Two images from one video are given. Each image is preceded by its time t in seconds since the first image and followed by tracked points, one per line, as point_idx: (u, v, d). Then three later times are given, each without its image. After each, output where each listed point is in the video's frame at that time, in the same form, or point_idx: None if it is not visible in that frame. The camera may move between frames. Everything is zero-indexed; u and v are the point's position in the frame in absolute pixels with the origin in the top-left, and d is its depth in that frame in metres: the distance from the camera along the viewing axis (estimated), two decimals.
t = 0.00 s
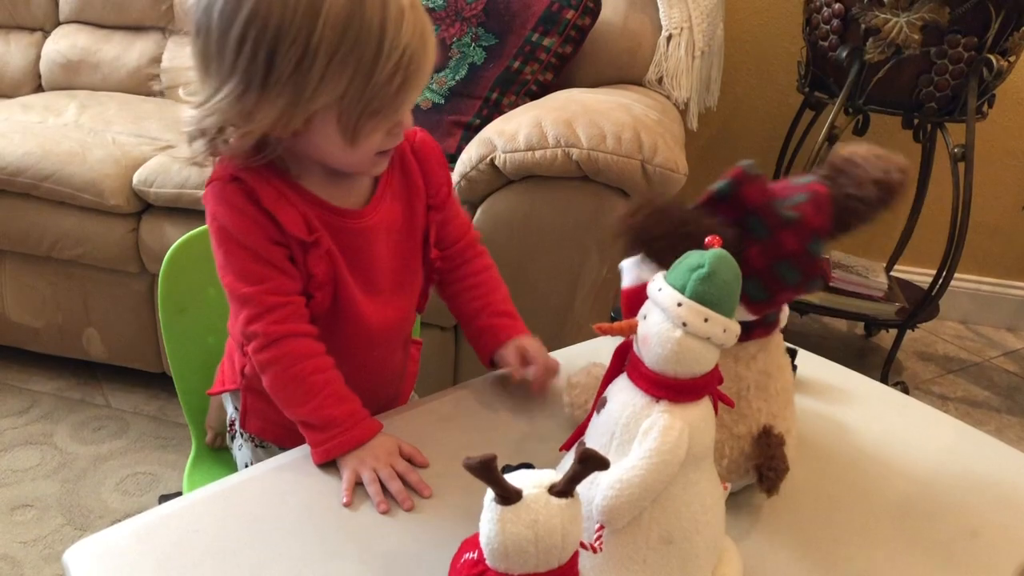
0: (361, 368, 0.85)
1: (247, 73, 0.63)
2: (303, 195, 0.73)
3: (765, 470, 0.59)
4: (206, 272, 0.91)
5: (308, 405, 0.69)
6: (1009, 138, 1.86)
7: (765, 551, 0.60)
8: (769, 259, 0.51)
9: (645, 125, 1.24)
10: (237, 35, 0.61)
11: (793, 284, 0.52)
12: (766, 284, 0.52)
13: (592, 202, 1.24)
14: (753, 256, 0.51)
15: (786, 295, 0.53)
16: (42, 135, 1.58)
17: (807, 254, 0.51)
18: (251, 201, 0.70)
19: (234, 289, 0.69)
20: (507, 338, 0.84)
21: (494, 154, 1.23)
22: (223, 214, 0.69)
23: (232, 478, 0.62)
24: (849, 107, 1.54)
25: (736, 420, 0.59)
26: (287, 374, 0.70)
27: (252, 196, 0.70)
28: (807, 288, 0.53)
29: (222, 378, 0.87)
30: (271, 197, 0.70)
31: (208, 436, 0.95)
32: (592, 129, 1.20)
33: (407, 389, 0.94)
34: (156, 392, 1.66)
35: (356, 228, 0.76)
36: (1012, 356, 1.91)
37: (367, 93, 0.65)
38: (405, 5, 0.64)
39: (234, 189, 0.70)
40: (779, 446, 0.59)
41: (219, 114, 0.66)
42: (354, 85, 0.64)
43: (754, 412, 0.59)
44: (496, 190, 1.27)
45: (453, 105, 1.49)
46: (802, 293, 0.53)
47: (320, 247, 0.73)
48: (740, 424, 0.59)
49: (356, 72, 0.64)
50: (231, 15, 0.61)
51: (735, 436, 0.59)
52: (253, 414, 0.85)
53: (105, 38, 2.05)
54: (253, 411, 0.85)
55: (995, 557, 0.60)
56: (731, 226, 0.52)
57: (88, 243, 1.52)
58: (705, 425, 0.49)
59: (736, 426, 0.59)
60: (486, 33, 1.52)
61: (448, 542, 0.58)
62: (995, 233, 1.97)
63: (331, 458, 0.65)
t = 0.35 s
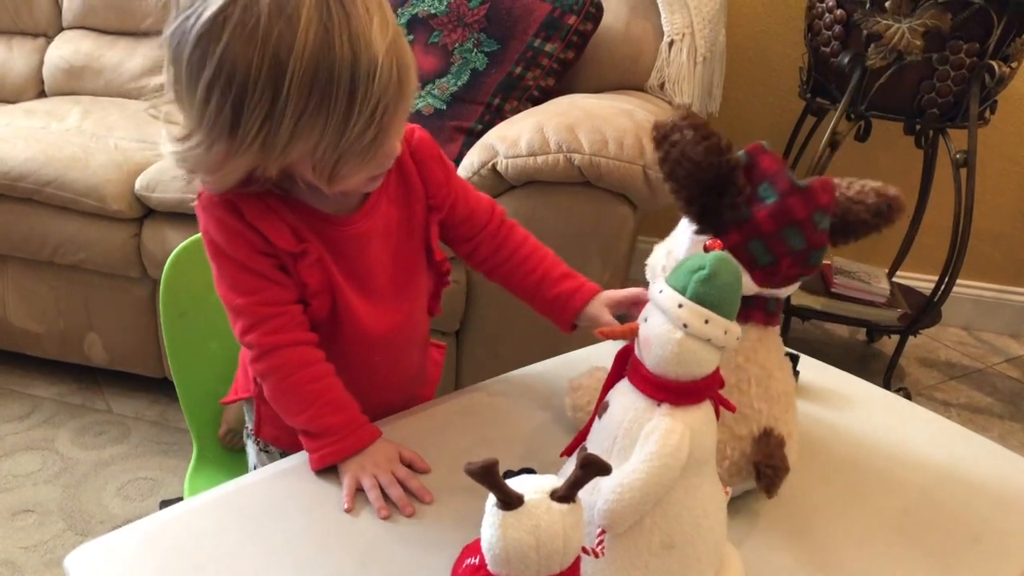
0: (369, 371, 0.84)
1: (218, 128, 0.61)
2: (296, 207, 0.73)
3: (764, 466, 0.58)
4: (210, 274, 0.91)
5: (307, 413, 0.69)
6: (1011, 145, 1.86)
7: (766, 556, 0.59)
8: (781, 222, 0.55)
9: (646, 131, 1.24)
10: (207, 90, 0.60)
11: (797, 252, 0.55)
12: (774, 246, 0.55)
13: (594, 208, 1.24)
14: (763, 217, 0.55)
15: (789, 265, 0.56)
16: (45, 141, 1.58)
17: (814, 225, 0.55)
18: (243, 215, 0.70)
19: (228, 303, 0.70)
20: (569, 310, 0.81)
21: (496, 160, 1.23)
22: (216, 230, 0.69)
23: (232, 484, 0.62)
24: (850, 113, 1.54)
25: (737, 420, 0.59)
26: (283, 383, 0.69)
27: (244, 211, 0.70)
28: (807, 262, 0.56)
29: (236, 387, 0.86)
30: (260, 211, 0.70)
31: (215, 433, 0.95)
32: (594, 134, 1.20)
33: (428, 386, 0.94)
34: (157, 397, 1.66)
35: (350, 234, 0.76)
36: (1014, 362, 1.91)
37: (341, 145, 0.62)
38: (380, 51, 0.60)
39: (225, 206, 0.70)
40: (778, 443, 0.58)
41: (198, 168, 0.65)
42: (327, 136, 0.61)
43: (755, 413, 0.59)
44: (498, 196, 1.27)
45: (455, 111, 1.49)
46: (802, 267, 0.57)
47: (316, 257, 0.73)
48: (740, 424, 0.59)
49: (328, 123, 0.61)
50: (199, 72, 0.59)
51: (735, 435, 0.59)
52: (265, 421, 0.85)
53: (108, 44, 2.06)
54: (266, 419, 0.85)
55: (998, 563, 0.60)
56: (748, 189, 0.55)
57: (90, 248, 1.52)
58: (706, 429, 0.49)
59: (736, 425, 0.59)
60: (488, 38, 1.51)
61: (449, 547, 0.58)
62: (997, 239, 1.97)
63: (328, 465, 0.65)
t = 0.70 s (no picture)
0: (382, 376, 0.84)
1: (250, 176, 0.61)
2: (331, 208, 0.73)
3: (765, 475, 0.59)
4: (212, 277, 0.92)
5: (312, 412, 0.69)
6: (1012, 148, 1.86)
7: (767, 561, 0.59)
8: (732, 229, 0.56)
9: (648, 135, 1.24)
10: (241, 143, 0.60)
11: (762, 251, 0.56)
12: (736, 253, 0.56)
13: (595, 211, 1.24)
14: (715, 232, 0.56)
15: (761, 265, 0.57)
16: (46, 143, 1.58)
17: (767, 219, 0.56)
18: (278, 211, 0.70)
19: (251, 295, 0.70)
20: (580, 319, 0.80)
21: (498, 163, 1.23)
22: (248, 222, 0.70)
23: (235, 487, 0.62)
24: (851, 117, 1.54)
25: (738, 427, 0.59)
26: (292, 380, 0.70)
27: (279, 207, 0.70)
28: (776, 257, 0.57)
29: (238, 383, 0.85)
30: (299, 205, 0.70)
31: (214, 434, 0.95)
32: (595, 138, 1.20)
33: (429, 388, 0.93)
34: (158, 400, 1.66)
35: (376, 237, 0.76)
36: (1015, 366, 1.91)
37: (369, 206, 0.62)
38: (414, 117, 0.60)
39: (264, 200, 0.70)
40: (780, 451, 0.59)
41: (231, 203, 0.65)
42: (357, 197, 0.62)
43: (755, 418, 0.59)
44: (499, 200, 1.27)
45: (455, 114, 1.49)
46: (774, 262, 0.57)
47: (344, 258, 0.73)
48: (741, 430, 0.59)
49: (357, 184, 0.61)
50: (236, 118, 0.59)
51: (736, 441, 0.59)
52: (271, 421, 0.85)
53: (110, 47, 2.06)
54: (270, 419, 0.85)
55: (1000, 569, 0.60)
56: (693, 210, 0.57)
57: (91, 251, 1.52)
58: (707, 432, 0.49)
59: (738, 431, 0.59)
60: (489, 42, 1.52)
61: (450, 551, 0.58)
62: (998, 243, 1.96)
63: (328, 465, 0.65)
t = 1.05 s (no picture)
0: (388, 381, 0.84)
1: (236, 132, 0.65)
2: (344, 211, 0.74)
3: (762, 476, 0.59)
4: (211, 281, 0.91)
5: (313, 416, 0.69)
6: (1010, 151, 1.86)
7: (770, 565, 0.59)
8: (734, 232, 0.56)
9: (647, 138, 1.24)
10: (225, 95, 0.64)
11: (761, 253, 0.57)
12: (735, 256, 0.56)
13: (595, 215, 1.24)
14: (717, 234, 0.56)
15: (760, 267, 0.57)
16: (45, 147, 1.58)
17: (767, 221, 0.57)
18: (288, 212, 0.71)
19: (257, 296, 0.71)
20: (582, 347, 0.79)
21: (498, 166, 1.23)
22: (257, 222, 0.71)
23: (234, 491, 0.61)
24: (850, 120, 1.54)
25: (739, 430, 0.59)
26: (294, 383, 0.70)
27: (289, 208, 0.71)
28: (775, 259, 0.57)
29: (245, 392, 0.85)
30: (307, 202, 0.71)
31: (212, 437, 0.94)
32: (594, 141, 1.20)
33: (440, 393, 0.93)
34: (157, 404, 1.66)
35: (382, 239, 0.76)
36: (1014, 368, 1.91)
37: (347, 158, 0.65)
38: (387, 67, 0.62)
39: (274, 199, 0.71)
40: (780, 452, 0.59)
41: (221, 160, 0.69)
42: (335, 147, 0.64)
43: (755, 422, 0.59)
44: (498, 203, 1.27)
45: (455, 118, 1.49)
46: (773, 265, 0.57)
47: (350, 259, 0.73)
48: (740, 433, 0.59)
49: (334, 134, 0.63)
50: (221, 78, 0.63)
51: (735, 444, 0.59)
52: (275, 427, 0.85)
53: (109, 51, 2.06)
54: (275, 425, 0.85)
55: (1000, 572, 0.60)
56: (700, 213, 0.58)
57: (89, 255, 1.52)
58: (708, 438, 0.49)
59: (737, 435, 0.59)
60: (488, 45, 1.52)
61: (450, 555, 0.58)
62: (997, 245, 1.97)
63: (327, 470, 0.65)
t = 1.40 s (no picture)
0: (392, 386, 0.84)
1: (250, 122, 0.67)
2: (349, 219, 0.74)
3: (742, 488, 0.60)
4: (210, 287, 0.91)
5: (312, 426, 0.69)
6: (1008, 154, 1.86)
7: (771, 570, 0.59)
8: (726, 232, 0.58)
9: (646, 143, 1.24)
10: (234, 85, 0.65)
11: (754, 254, 0.58)
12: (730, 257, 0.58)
13: (594, 220, 1.24)
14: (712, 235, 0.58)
15: (755, 268, 0.58)
16: (44, 153, 1.58)
17: (760, 221, 0.58)
18: (290, 220, 0.71)
19: (257, 304, 0.70)
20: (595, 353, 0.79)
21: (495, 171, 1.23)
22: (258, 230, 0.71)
23: (234, 497, 0.61)
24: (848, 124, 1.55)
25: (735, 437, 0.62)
26: (293, 392, 0.70)
27: (292, 216, 0.71)
28: (771, 260, 0.58)
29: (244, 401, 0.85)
30: (310, 211, 0.71)
31: (211, 443, 0.94)
32: (593, 146, 1.20)
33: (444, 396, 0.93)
34: (156, 411, 1.65)
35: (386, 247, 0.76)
36: (1014, 372, 1.91)
37: (363, 126, 0.65)
38: (393, 27, 0.63)
39: (276, 207, 0.71)
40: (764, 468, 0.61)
41: (234, 160, 0.70)
42: (350, 117, 0.65)
43: (752, 435, 0.62)
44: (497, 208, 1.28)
45: (453, 123, 1.49)
46: (770, 266, 0.58)
47: (352, 266, 0.73)
48: (737, 442, 0.62)
49: (347, 103, 0.64)
50: (228, 67, 0.65)
51: (735, 453, 0.62)
52: (274, 436, 0.84)
53: (107, 57, 2.06)
54: (274, 435, 0.84)
55: None
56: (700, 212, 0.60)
57: (88, 261, 1.51)
58: (709, 446, 0.49)
59: (733, 442, 0.62)
60: (487, 51, 1.52)
61: (451, 561, 0.58)
62: (996, 248, 1.97)
63: (328, 478, 0.65)
